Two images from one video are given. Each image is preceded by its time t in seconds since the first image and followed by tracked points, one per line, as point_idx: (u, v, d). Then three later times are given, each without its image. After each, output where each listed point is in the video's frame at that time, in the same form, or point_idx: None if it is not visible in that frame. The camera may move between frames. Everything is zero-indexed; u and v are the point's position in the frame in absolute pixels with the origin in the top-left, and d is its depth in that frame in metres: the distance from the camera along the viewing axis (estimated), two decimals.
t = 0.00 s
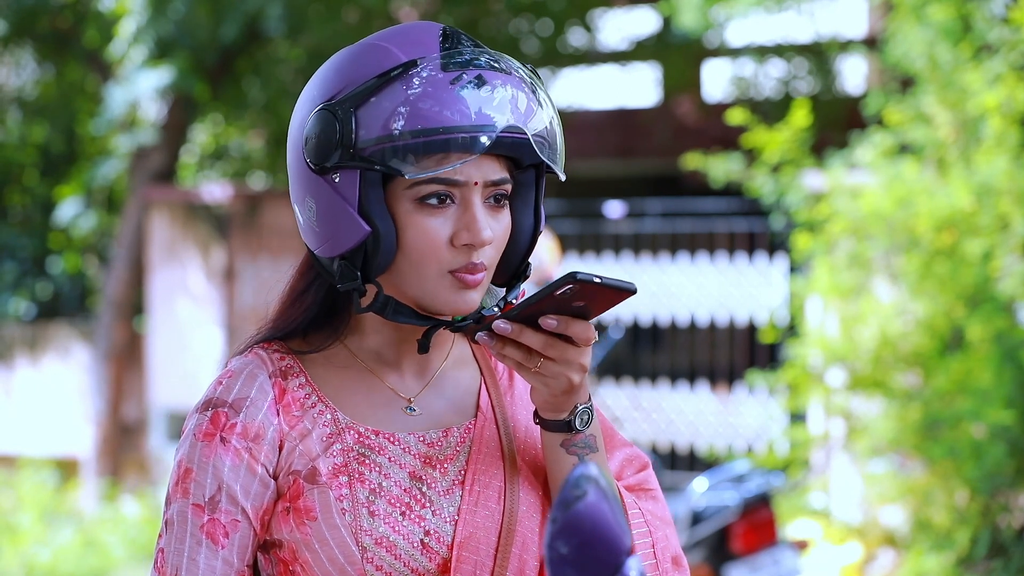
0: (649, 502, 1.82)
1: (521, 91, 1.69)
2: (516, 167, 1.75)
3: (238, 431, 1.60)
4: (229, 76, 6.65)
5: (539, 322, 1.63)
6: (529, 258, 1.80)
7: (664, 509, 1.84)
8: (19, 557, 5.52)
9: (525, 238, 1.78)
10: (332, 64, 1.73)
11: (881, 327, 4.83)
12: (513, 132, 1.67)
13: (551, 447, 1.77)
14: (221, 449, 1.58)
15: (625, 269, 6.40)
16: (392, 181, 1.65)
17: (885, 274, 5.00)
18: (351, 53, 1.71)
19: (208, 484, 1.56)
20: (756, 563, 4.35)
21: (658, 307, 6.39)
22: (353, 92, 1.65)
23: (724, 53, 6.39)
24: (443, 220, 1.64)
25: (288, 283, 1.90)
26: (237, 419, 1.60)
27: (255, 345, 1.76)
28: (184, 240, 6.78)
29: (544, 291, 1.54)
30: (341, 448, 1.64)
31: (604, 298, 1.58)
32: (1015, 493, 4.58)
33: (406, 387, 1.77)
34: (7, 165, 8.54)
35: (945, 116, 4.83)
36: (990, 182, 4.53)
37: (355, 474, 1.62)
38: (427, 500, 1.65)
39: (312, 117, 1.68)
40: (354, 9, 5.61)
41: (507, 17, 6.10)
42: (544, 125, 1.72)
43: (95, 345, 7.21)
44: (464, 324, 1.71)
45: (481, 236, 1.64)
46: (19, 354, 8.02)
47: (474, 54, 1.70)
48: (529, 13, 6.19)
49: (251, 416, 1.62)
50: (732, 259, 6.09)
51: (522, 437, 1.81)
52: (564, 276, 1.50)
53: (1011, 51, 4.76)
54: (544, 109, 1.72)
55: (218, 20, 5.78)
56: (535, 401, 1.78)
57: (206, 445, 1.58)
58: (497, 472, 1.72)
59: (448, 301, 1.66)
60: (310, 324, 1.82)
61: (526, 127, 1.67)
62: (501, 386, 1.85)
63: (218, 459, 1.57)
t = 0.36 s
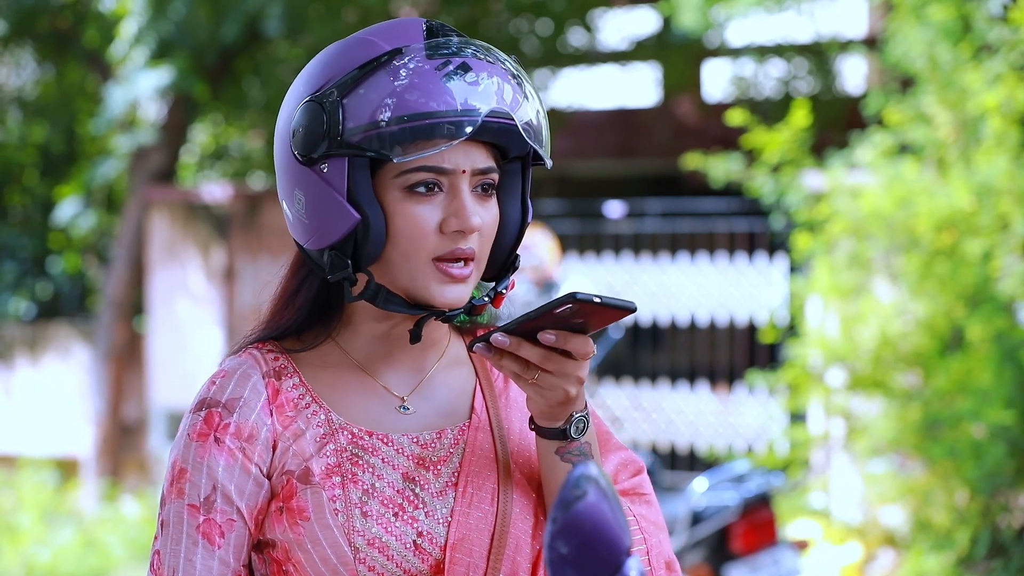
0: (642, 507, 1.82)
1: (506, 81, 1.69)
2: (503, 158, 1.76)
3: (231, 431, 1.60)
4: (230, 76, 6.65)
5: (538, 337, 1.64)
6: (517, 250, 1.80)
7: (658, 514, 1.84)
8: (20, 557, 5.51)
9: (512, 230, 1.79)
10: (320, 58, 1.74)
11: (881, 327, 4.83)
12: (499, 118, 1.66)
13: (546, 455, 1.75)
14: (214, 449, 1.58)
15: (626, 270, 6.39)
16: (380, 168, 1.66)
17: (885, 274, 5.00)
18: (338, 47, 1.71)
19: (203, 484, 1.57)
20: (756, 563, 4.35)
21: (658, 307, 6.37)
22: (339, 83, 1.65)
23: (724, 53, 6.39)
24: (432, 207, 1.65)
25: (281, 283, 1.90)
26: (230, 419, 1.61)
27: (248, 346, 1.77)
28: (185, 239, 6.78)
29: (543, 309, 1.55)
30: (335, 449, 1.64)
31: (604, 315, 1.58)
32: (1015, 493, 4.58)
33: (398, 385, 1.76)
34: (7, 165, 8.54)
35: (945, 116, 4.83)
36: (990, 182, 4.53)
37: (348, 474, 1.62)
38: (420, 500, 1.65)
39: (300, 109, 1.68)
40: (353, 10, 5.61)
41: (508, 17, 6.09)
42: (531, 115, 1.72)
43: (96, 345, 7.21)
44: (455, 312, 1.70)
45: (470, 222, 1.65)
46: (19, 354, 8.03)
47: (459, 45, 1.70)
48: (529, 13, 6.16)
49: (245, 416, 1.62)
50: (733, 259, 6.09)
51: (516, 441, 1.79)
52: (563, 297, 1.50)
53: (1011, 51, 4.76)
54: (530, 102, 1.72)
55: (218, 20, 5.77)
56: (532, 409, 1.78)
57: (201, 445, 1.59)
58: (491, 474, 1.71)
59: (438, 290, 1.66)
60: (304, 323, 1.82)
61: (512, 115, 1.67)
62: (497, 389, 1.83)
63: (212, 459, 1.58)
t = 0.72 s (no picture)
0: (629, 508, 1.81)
1: (491, 82, 1.69)
2: (487, 157, 1.75)
3: (217, 428, 1.60)
4: (230, 76, 6.65)
5: (528, 335, 1.64)
6: (501, 249, 1.80)
7: (645, 516, 1.84)
8: (20, 557, 5.51)
9: (496, 229, 1.78)
10: (304, 59, 1.74)
11: (882, 327, 4.83)
12: (484, 120, 1.66)
13: (534, 455, 1.75)
14: (201, 447, 1.59)
15: (626, 270, 6.38)
16: (365, 170, 1.65)
17: (885, 275, 5.00)
18: (323, 48, 1.71)
19: (191, 483, 1.57)
20: (756, 563, 4.34)
21: (658, 307, 6.35)
22: (324, 85, 1.65)
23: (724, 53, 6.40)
24: (417, 210, 1.64)
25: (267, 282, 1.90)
26: (216, 417, 1.61)
27: (234, 347, 1.76)
28: (185, 240, 6.78)
29: (534, 308, 1.56)
30: (320, 443, 1.63)
31: (595, 315, 1.59)
32: (1015, 493, 4.58)
33: (383, 380, 1.76)
34: (7, 165, 8.54)
35: (945, 116, 4.83)
36: (990, 182, 4.53)
37: (333, 468, 1.62)
38: (406, 495, 1.64)
39: (285, 110, 1.68)
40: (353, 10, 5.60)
41: (508, 17, 6.09)
42: (516, 117, 1.71)
43: (96, 344, 7.21)
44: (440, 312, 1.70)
45: (455, 224, 1.64)
46: (19, 354, 8.03)
47: (444, 46, 1.70)
48: (529, 13, 6.15)
49: (230, 413, 1.62)
50: (733, 259, 6.08)
51: (503, 438, 1.80)
52: (554, 295, 1.50)
53: (1011, 51, 4.76)
54: (515, 103, 1.72)
55: (218, 20, 5.76)
56: (521, 408, 1.77)
57: (188, 444, 1.59)
58: (478, 469, 1.72)
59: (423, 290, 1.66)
60: (290, 321, 1.83)
61: (497, 117, 1.67)
62: (484, 387, 1.83)
63: (200, 457, 1.58)
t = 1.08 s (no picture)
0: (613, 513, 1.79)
1: (479, 86, 1.69)
2: (474, 162, 1.77)
3: (201, 424, 1.59)
4: (230, 76, 6.65)
5: (522, 342, 1.63)
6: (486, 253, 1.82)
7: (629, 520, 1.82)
8: (21, 557, 5.51)
9: (483, 232, 1.80)
10: (295, 59, 1.73)
11: (883, 327, 4.83)
12: (474, 127, 1.68)
13: (521, 459, 1.75)
14: (186, 443, 1.58)
15: (626, 270, 6.38)
16: (354, 173, 1.66)
17: (886, 274, 5.00)
18: (315, 49, 1.71)
19: (178, 478, 1.56)
20: (756, 563, 4.32)
21: (659, 307, 6.37)
22: (316, 87, 1.64)
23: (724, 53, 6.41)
24: (404, 214, 1.65)
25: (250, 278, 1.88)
26: (199, 412, 1.60)
27: (217, 345, 1.75)
28: (186, 240, 6.78)
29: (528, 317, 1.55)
30: (303, 437, 1.63)
31: (589, 325, 1.59)
32: (1015, 493, 4.57)
33: (367, 376, 1.76)
34: (8, 165, 8.54)
35: (946, 116, 4.83)
36: (991, 182, 4.53)
37: (316, 462, 1.62)
38: (388, 489, 1.65)
39: (276, 110, 1.67)
40: (353, 10, 5.60)
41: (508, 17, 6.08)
42: (503, 121, 1.73)
43: (96, 344, 7.20)
44: (423, 315, 1.72)
45: (442, 230, 1.65)
46: (19, 354, 8.03)
47: (434, 50, 1.70)
48: (529, 13, 6.15)
49: (213, 408, 1.61)
50: (734, 259, 6.07)
51: (486, 435, 1.78)
52: (550, 304, 1.51)
53: (1012, 51, 4.75)
54: (502, 106, 1.73)
55: (219, 20, 5.74)
56: (509, 412, 1.76)
57: (172, 441, 1.58)
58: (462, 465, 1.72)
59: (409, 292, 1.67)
60: (271, 320, 1.82)
61: (485, 123, 1.68)
62: (468, 383, 1.83)
63: (185, 452, 1.57)
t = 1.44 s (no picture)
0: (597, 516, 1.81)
1: (465, 91, 1.71)
2: (459, 169, 1.76)
3: (182, 426, 1.58)
4: (231, 75, 6.64)
5: (514, 349, 1.63)
6: (466, 260, 1.81)
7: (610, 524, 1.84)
8: (22, 557, 5.51)
9: (463, 240, 1.79)
10: (286, 57, 1.74)
11: (884, 326, 4.83)
12: (457, 135, 1.67)
13: (505, 466, 1.76)
14: (169, 445, 1.57)
15: (626, 269, 6.40)
16: (336, 174, 1.66)
17: (887, 274, 5.00)
18: (304, 48, 1.71)
19: (163, 480, 1.55)
20: (757, 562, 4.31)
21: (661, 307, 6.35)
22: (302, 87, 1.65)
23: (725, 53, 6.42)
24: (384, 218, 1.65)
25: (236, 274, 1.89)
26: (180, 414, 1.59)
27: (197, 350, 1.74)
28: (187, 240, 6.83)
29: (523, 324, 1.54)
30: (283, 439, 1.63)
31: (580, 332, 1.58)
32: (1016, 493, 4.57)
33: (345, 379, 1.75)
34: (9, 165, 8.54)
35: (947, 116, 4.83)
36: (992, 181, 4.53)
37: (297, 464, 1.61)
38: (369, 491, 1.65)
39: (262, 108, 1.68)
40: (354, 10, 5.59)
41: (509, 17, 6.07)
42: (488, 126, 1.74)
43: (98, 344, 7.20)
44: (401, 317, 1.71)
45: (420, 235, 1.65)
46: (21, 354, 8.03)
47: (420, 55, 1.71)
48: (530, 13, 6.13)
49: (194, 410, 1.60)
50: (736, 259, 6.06)
51: (465, 441, 1.78)
52: (545, 311, 1.50)
53: (1013, 51, 4.75)
54: (487, 110, 1.74)
55: (220, 20, 5.73)
56: (495, 419, 1.77)
57: (155, 443, 1.57)
58: (441, 468, 1.72)
59: (386, 295, 1.66)
60: (249, 317, 1.82)
61: (470, 130, 1.69)
62: (449, 389, 1.83)
63: (168, 455, 1.56)
